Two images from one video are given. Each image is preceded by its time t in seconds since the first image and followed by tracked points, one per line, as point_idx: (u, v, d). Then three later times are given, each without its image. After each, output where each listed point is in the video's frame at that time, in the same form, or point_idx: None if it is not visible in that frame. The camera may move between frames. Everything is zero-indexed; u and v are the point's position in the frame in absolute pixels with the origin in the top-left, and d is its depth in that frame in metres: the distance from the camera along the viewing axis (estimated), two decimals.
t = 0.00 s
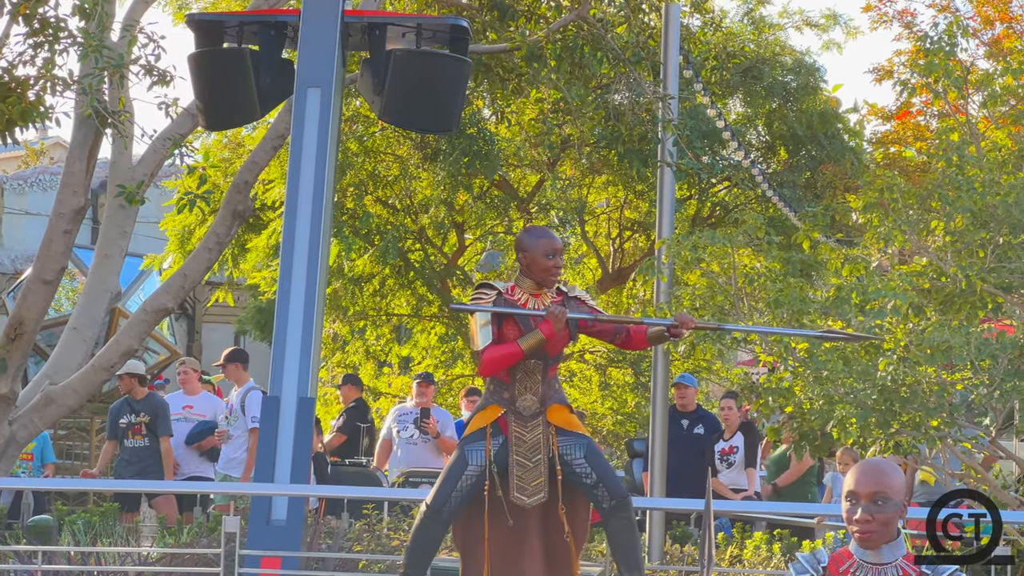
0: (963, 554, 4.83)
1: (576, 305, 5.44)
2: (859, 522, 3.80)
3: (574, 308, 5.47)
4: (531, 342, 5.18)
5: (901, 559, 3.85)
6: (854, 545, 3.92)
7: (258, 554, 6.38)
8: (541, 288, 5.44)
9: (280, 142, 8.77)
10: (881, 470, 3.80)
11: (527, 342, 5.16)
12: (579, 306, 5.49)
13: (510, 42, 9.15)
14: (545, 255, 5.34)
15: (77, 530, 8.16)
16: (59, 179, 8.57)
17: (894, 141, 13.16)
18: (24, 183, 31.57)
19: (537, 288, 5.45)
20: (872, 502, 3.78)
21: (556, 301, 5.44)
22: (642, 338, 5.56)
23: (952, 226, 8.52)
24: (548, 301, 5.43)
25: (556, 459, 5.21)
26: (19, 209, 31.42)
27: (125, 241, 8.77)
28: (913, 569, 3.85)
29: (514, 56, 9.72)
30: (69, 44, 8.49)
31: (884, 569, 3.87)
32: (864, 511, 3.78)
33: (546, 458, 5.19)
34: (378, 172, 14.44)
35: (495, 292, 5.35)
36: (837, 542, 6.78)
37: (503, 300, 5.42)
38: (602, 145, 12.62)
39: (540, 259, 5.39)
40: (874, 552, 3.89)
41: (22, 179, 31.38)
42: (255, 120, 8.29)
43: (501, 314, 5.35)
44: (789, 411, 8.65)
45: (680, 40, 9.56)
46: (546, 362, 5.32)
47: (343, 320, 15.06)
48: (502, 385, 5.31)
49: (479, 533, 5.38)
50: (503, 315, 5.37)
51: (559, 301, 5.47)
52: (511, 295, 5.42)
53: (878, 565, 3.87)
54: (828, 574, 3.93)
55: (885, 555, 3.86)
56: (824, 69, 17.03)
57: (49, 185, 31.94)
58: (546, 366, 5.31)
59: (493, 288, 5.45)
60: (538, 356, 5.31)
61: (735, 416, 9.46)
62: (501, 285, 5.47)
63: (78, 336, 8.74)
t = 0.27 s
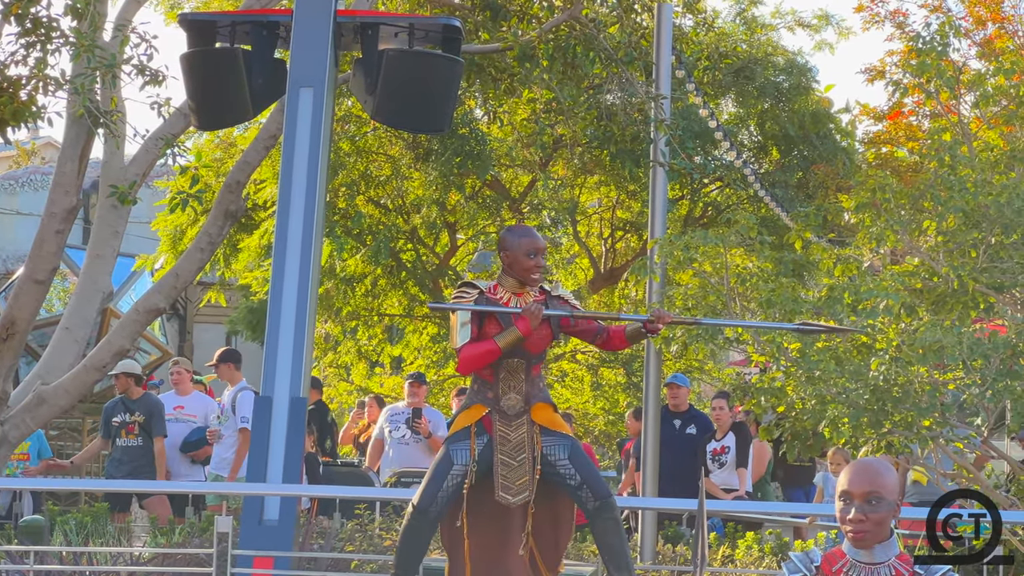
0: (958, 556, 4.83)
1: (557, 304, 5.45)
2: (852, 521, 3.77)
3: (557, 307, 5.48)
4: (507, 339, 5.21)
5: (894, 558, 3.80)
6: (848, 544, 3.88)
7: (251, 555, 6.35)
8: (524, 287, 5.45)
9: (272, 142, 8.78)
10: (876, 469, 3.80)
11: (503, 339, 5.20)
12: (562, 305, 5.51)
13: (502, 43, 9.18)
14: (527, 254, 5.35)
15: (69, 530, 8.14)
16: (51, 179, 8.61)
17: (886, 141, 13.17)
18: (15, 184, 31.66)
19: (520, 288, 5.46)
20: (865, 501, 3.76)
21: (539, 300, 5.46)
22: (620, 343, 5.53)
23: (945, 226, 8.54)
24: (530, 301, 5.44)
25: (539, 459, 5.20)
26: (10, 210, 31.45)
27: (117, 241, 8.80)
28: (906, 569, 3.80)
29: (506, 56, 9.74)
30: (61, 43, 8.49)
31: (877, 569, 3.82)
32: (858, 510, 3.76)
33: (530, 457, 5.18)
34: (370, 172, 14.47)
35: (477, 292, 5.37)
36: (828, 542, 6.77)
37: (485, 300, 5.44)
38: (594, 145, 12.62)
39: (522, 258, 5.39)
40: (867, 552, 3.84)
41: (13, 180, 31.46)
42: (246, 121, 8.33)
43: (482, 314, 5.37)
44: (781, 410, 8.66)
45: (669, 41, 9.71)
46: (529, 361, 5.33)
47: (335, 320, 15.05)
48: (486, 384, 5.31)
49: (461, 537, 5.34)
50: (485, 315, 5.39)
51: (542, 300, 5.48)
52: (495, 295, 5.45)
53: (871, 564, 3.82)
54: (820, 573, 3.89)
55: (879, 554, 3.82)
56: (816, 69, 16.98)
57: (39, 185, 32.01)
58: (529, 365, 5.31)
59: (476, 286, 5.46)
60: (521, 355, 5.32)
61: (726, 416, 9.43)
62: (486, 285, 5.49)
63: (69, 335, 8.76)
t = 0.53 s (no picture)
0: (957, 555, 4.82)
1: (548, 304, 5.43)
2: (851, 520, 3.76)
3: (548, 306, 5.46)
4: (494, 341, 5.21)
5: (892, 558, 3.79)
6: (846, 542, 3.88)
7: (248, 555, 6.35)
8: (513, 287, 5.46)
9: (268, 142, 8.78)
10: (873, 469, 3.79)
11: (489, 341, 5.20)
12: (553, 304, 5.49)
13: (499, 42, 9.17)
14: (514, 254, 5.33)
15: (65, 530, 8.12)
16: (47, 179, 8.62)
17: (882, 142, 13.15)
18: (11, 183, 31.64)
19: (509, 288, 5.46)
20: (863, 500, 3.75)
21: (529, 300, 5.45)
22: (610, 342, 5.53)
23: (941, 226, 8.53)
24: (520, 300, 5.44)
25: (531, 458, 5.17)
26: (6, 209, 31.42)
27: (113, 241, 8.81)
28: (904, 568, 3.79)
29: (503, 56, 9.76)
30: (57, 43, 8.48)
31: (875, 568, 3.81)
32: (856, 510, 3.76)
33: (522, 456, 5.15)
34: (366, 172, 14.48)
35: (465, 292, 5.38)
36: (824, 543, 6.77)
37: (475, 300, 5.44)
38: (590, 145, 12.60)
39: (510, 257, 5.39)
40: (865, 551, 3.83)
41: (9, 180, 31.45)
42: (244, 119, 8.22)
43: (471, 314, 5.38)
44: (778, 411, 8.69)
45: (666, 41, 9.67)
46: (519, 360, 5.33)
47: (331, 320, 15.04)
48: (477, 384, 5.32)
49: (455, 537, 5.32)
50: (475, 315, 5.40)
51: (533, 299, 5.47)
52: (485, 296, 5.45)
53: (870, 563, 3.80)
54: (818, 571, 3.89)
55: (877, 554, 3.81)
56: (812, 70, 16.97)
57: (36, 185, 32.00)
58: (520, 365, 5.31)
59: (465, 287, 5.48)
60: (511, 355, 5.31)
61: (722, 416, 9.46)
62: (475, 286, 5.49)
63: (65, 335, 8.77)
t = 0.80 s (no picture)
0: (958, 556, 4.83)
1: (545, 304, 5.46)
2: (852, 521, 3.76)
3: (543, 306, 5.49)
4: (490, 342, 5.22)
5: (894, 558, 3.78)
6: (847, 542, 3.87)
7: (248, 556, 6.33)
8: (509, 287, 5.47)
9: (269, 142, 8.77)
10: (874, 468, 3.79)
11: (485, 343, 5.21)
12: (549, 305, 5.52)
13: (499, 43, 9.17)
14: (511, 253, 5.35)
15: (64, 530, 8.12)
16: (47, 180, 8.62)
17: (882, 142, 13.14)
18: (11, 184, 31.66)
19: (505, 288, 5.47)
20: (864, 501, 3.74)
21: (525, 300, 5.47)
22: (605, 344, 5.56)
23: (941, 226, 8.53)
24: (517, 301, 5.45)
25: (529, 458, 5.14)
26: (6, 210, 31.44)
27: (113, 242, 8.82)
28: (905, 569, 3.78)
29: (503, 56, 9.77)
30: (57, 43, 8.47)
31: (876, 569, 3.80)
32: (858, 509, 3.75)
33: (519, 456, 5.13)
34: (366, 172, 14.50)
35: (462, 292, 5.40)
36: (823, 543, 6.76)
37: (472, 300, 5.46)
38: (590, 146, 12.58)
39: (505, 256, 5.39)
40: (867, 552, 3.82)
41: (9, 180, 31.48)
42: (245, 119, 8.22)
43: (468, 315, 5.40)
44: (778, 411, 8.64)
45: (665, 41, 9.64)
46: (516, 360, 5.34)
47: (330, 320, 15.01)
48: (474, 384, 5.31)
49: (459, 541, 5.35)
50: (472, 315, 5.42)
51: (530, 299, 5.49)
52: (482, 295, 5.46)
53: (871, 564, 3.80)
54: (818, 571, 3.88)
55: (878, 553, 3.80)
56: (812, 70, 16.95)
57: (36, 185, 32.04)
58: (517, 365, 5.32)
59: (461, 287, 5.49)
60: (508, 355, 5.33)
61: (722, 417, 9.48)
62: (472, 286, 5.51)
63: (66, 335, 8.77)
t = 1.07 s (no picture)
0: (960, 555, 4.88)
1: (545, 305, 5.44)
2: (854, 522, 3.75)
3: (545, 306, 5.46)
4: (488, 343, 5.21)
5: (895, 560, 3.78)
6: (849, 544, 3.87)
7: (250, 556, 6.33)
8: (510, 287, 5.46)
9: (271, 142, 8.77)
10: (875, 469, 3.77)
11: (482, 343, 5.18)
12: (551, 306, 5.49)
13: (501, 43, 9.17)
14: (511, 252, 5.33)
15: (66, 531, 8.12)
16: (48, 181, 8.62)
17: (885, 142, 13.12)
18: (13, 185, 31.66)
19: (506, 288, 5.46)
20: (866, 502, 3.73)
21: (526, 300, 5.45)
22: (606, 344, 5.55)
23: (944, 226, 8.51)
24: (517, 301, 5.43)
25: (529, 459, 5.13)
26: (8, 212, 31.45)
27: (115, 242, 8.83)
28: (907, 569, 3.77)
29: (505, 57, 9.77)
30: (59, 44, 8.48)
31: (878, 570, 3.79)
32: (860, 511, 3.74)
33: (520, 457, 5.13)
34: (367, 173, 14.48)
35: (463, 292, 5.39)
36: (826, 543, 6.74)
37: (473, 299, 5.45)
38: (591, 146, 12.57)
39: (505, 255, 5.37)
40: (869, 553, 3.82)
41: (11, 181, 31.49)
42: (247, 120, 8.23)
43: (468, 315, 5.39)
44: (780, 411, 8.62)
45: (668, 40, 9.61)
46: (517, 360, 5.32)
47: (332, 321, 14.99)
48: (475, 384, 5.30)
49: (457, 543, 5.33)
50: (472, 314, 5.41)
51: (531, 299, 5.47)
52: (484, 295, 5.45)
53: (873, 566, 3.79)
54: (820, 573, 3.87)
55: (880, 554, 3.79)
56: (814, 71, 16.92)
57: (38, 186, 32.04)
58: (518, 365, 5.29)
59: (462, 287, 5.49)
60: (509, 354, 5.31)
61: (724, 417, 9.49)
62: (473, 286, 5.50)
63: (67, 336, 8.77)
